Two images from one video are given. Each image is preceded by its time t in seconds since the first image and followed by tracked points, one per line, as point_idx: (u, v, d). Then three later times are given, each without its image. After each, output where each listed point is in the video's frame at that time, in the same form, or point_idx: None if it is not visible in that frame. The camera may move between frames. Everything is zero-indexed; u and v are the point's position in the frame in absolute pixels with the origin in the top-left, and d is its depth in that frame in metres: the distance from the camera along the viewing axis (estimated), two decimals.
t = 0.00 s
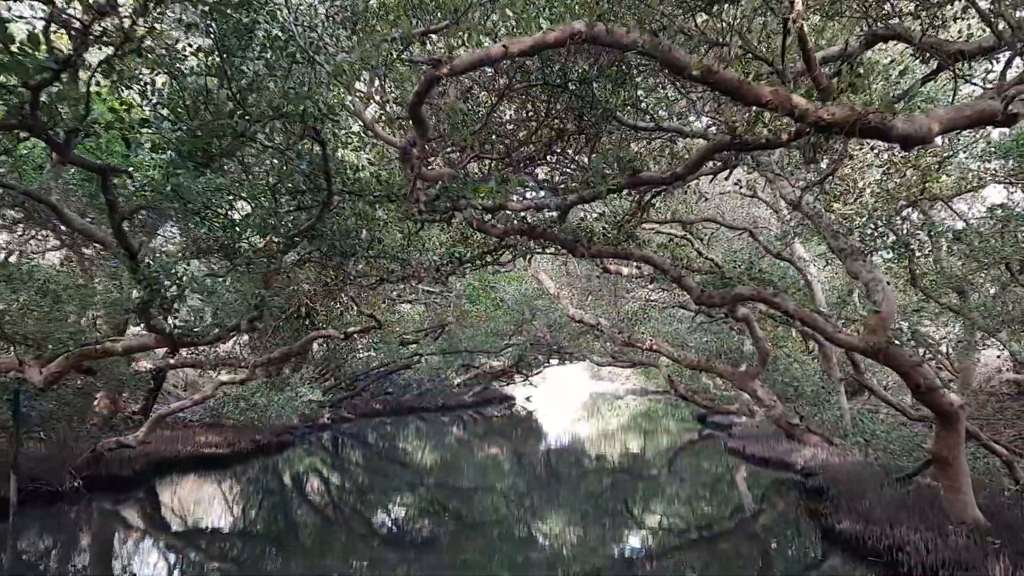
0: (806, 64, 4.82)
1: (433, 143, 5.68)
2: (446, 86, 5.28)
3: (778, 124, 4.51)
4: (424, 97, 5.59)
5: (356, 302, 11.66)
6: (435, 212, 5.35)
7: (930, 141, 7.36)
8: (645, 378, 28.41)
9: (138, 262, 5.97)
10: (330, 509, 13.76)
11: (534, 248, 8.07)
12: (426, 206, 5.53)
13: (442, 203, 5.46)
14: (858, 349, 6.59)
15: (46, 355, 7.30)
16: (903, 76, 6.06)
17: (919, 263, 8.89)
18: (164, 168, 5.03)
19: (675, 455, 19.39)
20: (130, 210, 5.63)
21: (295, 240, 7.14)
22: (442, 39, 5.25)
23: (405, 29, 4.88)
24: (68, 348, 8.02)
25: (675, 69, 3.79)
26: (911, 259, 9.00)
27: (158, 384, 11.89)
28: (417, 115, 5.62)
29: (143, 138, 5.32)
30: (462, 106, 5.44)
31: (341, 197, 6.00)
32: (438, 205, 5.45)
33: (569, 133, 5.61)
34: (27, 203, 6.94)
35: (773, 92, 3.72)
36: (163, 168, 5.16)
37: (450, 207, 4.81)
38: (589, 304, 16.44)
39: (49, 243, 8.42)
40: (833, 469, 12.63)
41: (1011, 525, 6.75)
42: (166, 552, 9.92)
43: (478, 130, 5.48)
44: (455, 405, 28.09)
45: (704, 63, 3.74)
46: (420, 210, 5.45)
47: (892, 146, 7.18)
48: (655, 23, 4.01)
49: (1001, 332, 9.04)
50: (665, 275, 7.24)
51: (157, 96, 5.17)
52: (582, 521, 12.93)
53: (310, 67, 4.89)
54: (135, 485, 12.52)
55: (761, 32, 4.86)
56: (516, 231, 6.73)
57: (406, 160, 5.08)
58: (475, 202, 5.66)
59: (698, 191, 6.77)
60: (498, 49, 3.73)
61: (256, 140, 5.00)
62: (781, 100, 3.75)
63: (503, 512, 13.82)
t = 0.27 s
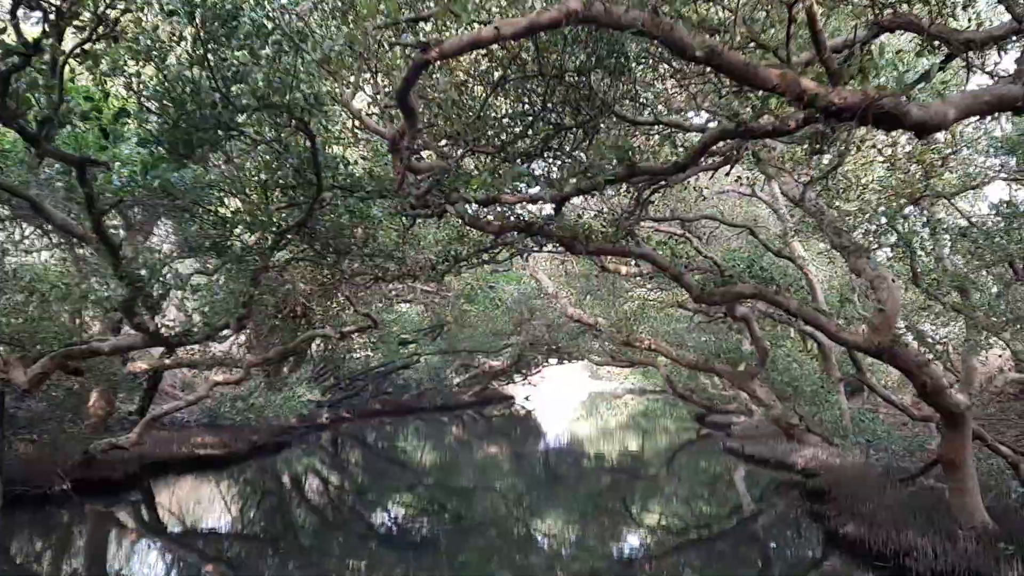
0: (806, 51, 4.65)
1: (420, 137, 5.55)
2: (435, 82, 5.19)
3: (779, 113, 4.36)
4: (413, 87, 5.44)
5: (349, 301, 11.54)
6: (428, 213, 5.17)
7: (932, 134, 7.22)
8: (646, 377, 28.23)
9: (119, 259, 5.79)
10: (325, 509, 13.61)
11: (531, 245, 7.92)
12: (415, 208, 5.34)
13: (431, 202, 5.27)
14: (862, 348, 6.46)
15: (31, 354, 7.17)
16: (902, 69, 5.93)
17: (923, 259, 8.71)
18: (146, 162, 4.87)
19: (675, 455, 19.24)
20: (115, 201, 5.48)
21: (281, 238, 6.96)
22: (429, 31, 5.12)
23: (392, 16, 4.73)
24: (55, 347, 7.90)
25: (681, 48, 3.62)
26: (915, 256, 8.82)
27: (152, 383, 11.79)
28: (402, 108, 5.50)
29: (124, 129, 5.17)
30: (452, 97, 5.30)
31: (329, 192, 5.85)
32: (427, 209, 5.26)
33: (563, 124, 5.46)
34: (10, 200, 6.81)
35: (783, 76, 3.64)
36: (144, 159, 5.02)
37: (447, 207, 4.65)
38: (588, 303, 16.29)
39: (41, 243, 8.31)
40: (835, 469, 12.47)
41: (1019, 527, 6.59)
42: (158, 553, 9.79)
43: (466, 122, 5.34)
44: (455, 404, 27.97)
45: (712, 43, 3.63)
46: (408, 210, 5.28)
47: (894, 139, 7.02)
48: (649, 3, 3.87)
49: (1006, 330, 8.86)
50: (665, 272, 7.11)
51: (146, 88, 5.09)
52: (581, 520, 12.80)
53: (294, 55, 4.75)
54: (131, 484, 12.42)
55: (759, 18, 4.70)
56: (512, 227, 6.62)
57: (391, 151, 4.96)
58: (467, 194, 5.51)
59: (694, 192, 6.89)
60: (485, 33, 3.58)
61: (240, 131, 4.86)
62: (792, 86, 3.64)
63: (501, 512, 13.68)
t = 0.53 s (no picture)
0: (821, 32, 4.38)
1: (413, 125, 5.28)
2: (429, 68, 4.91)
3: (796, 95, 4.10)
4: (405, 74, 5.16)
5: (343, 301, 11.26)
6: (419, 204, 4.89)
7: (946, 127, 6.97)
8: (645, 379, 27.93)
9: (96, 255, 5.51)
10: (319, 514, 13.31)
11: (528, 242, 7.63)
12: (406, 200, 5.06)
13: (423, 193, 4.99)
14: (874, 349, 6.17)
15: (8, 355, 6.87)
16: (916, 56, 5.67)
17: (933, 257, 8.44)
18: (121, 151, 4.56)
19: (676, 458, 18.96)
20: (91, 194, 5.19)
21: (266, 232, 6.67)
22: (422, 14, 4.86)
23: None
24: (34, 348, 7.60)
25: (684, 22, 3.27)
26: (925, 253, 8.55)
27: (141, 386, 11.50)
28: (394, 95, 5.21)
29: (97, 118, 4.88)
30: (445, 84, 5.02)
31: (318, 184, 5.58)
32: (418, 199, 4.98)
33: (562, 113, 5.19)
34: None
35: (798, 53, 3.36)
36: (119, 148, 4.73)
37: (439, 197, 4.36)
38: (587, 303, 16.00)
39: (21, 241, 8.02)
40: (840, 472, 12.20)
41: None
42: (144, 560, 9.49)
43: (461, 110, 5.06)
44: (452, 407, 27.66)
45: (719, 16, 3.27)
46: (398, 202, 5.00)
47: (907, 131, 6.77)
48: None
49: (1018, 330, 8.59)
50: (667, 270, 6.75)
51: (122, 75, 4.80)
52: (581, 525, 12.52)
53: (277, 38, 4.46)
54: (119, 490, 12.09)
55: None
56: (508, 223, 6.34)
57: (383, 140, 4.67)
58: (463, 187, 5.23)
59: (698, 185, 6.64)
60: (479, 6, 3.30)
61: (220, 119, 4.58)
62: (808, 62, 3.38)
63: (499, 516, 13.39)
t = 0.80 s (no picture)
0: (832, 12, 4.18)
1: (405, 116, 5.08)
2: (421, 55, 4.72)
3: (809, 75, 3.89)
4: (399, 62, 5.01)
5: (338, 301, 11.07)
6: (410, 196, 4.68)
7: (954, 120, 6.79)
8: (645, 380, 27.67)
9: (76, 252, 5.31)
10: (316, 516, 13.10)
11: (526, 240, 7.43)
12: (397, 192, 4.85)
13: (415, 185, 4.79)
14: (884, 350, 5.96)
15: None
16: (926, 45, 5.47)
17: (943, 256, 8.22)
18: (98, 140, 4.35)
19: (676, 459, 18.75)
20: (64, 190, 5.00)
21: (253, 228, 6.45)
22: None
23: None
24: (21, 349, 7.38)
25: None
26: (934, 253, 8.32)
27: (132, 388, 11.28)
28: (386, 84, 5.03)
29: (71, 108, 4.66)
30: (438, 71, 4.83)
31: (309, 178, 5.38)
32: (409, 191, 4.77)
33: (565, 104, 4.98)
34: None
35: (813, 27, 3.14)
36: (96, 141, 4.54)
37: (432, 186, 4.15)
38: (587, 304, 15.77)
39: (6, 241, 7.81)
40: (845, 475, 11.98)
41: None
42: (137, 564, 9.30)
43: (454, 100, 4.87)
44: (451, 408, 27.43)
45: None
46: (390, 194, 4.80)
47: (915, 124, 6.59)
48: None
49: None
50: (670, 268, 6.52)
51: (101, 62, 4.59)
52: (581, 528, 12.30)
53: (257, 23, 4.24)
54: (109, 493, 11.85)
55: None
56: (505, 219, 6.15)
57: (374, 128, 4.48)
58: (461, 179, 5.03)
59: (700, 179, 6.45)
60: None
61: (203, 110, 4.38)
62: (824, 36, 3.16)
63: (499, 519, 13.17)
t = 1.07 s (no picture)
0: None
1: (395, 103, 4.87)
2: (412, 39, 4.51)
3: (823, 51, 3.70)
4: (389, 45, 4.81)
5: (333, 300, 10.86)
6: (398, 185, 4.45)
7: (964, 111, 6.60)
8: (644, 380, 27.45)
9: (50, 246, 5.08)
10: (311, 517, 12.89)
11: (522, 237, 7.21)
12: (385, 182, 4.63)
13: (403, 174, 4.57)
14: (894, 349, 5.74)
15: None
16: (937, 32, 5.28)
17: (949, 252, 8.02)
18: (70, 124, 4.12)
19: (676, 461, 18.54)
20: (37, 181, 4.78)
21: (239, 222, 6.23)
22: None
23: None
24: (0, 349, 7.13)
25: None
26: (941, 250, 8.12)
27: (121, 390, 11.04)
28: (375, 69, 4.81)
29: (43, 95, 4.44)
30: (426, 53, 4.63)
31: (296, 169, 5.16)
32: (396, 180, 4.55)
33: (565, 85, 4.84)
34: None
35: None
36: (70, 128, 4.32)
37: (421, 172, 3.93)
38: (586, 304, 15.55)
39: None
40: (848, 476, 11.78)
41: None
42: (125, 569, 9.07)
43: (447, 85, 4.66)
44: (448, 410, 27.19)
45: None
46: (379, 183, 4.58)
47: (924, 115, 6.39)
48: None
49: None
50: (671, 264, 6.28)
51: (75, 47, 4.37)
52: (580, 531, 12.08)
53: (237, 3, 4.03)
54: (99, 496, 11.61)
55: None
56: (500, 214, 5.93)
57: (360, 114, 4.27)
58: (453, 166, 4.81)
59: (701, 172, 6.25)
60: None
61: (180, 96, 4.16)
62: (845, 10, 3.02)
63: (497, 521, 12.96)
